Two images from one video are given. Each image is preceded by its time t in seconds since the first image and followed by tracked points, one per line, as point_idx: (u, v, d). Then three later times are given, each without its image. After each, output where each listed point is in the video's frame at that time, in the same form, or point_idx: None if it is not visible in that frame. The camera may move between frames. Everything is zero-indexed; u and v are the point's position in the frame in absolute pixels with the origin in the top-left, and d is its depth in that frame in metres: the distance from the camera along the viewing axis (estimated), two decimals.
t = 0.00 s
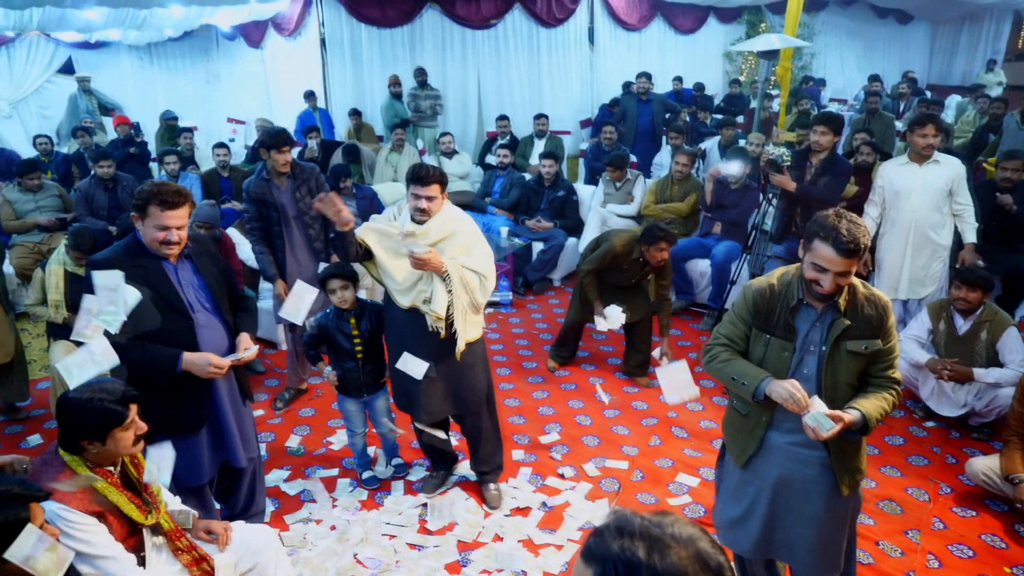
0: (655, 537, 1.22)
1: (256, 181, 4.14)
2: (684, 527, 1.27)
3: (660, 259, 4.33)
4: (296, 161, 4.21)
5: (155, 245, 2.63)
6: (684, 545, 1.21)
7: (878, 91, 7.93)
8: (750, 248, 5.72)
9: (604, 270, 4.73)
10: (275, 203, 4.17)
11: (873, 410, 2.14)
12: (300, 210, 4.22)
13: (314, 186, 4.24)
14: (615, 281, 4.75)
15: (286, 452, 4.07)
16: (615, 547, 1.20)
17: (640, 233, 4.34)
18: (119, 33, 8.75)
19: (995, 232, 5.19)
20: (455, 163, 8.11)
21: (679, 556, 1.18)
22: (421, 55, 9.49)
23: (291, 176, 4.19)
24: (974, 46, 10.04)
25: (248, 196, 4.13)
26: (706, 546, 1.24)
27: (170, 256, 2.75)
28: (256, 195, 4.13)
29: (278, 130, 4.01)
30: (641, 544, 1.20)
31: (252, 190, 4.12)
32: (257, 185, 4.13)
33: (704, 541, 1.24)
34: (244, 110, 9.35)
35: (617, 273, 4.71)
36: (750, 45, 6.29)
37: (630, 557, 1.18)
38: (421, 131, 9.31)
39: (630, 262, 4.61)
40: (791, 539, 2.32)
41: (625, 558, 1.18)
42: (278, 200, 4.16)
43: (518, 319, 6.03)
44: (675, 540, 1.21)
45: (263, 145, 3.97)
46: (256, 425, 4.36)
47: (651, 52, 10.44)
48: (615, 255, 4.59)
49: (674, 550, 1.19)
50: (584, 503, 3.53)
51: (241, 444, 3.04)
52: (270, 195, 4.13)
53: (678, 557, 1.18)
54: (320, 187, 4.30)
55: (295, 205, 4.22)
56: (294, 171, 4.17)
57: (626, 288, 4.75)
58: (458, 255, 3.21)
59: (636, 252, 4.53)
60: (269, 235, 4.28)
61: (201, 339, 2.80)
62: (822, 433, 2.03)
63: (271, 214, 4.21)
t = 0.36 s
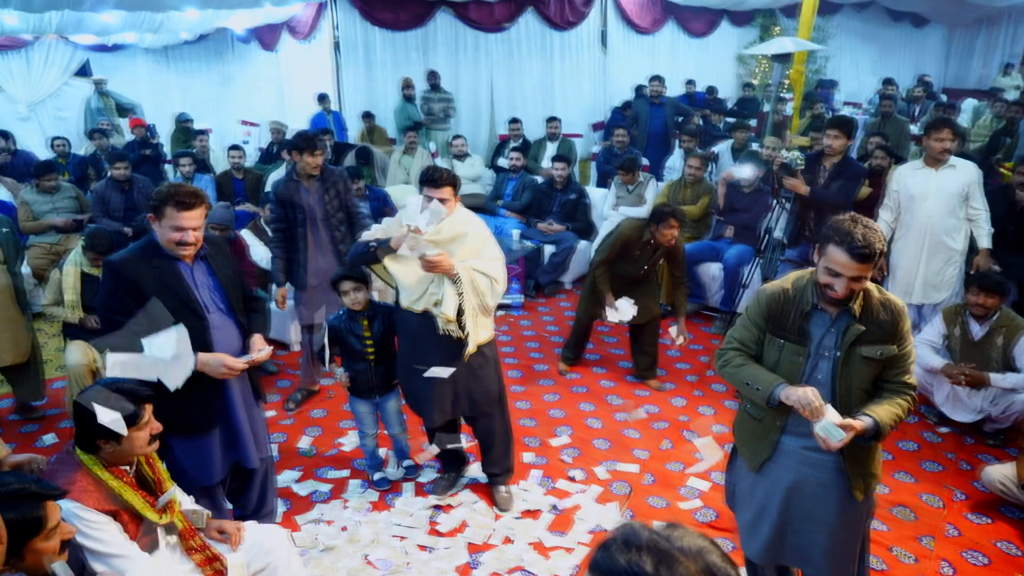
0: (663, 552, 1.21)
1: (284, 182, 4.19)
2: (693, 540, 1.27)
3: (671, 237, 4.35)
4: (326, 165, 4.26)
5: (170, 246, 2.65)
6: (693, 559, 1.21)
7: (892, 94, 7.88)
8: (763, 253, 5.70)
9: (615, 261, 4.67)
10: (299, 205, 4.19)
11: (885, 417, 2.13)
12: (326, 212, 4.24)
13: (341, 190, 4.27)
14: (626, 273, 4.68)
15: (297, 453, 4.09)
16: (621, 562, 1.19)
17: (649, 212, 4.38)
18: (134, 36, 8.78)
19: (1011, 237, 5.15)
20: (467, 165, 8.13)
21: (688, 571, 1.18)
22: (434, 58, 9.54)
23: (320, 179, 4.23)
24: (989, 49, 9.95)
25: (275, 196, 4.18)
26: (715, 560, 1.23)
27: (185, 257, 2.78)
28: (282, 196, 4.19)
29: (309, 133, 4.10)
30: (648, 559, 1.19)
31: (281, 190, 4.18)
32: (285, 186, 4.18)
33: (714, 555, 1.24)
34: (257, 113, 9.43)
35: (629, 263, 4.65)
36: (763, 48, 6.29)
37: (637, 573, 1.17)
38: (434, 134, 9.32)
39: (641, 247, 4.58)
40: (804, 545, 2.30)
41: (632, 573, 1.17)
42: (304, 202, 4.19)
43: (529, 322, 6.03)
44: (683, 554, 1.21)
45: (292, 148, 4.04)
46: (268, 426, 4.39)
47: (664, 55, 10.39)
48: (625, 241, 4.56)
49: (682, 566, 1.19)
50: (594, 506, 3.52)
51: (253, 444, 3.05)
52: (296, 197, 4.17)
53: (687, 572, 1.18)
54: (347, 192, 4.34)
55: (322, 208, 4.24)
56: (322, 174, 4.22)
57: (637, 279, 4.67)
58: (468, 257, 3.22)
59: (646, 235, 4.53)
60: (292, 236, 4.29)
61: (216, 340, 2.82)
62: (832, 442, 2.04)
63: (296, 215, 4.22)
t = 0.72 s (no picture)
0: (672, 562, 1.20)
1: (312, 183, 4.37)
2: (704, 549, 1.26)
3: (676, 219, 4.46)
4: (353, 168, 4.43)
5: (184, 246, 2.67)
6: (703, 569, 1.20)
7: (905, 96, 7.83)
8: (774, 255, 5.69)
9: (624, 252, 4.74)
10: (325, 206, 4.37)
11: (898, 422, 2.12)
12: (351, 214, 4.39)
13: (367, 192, 4.42)
14: (635, 264, 4.71)
15: (308, 453, 4.11)
16: (630, 571, 1.18)
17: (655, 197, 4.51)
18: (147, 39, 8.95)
19: None
20: (477, 167, 8.15)
21: None
22: (444, 60, 9.57)
23: (347, 181, 4.40)
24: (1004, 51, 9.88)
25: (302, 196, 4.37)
26: (725, 569, 1.23)
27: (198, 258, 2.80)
28: (311, 197, 4.37)
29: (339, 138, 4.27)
30: (657, 567, 1.19)
31: (308, 191, 4.35)
32: (313, 187, 4.36)
33: (725, 565, 1.23)
34: (268, 114, 9.54)
35: (638, 253, 4.69)
36: (774, 50, 6.28)
37: None
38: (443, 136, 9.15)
39: (649, 235, 4.64)
40: (817, 549, 2.28)
41: None
42: (331, 203, 4.36)
43: (539, 323, 6.04)
44: (694, 563, 1.20)
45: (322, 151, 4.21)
46: (279, 426, 4.41)
47: (674, 57, 10.43)
48: (633, 229, 4.64)
49: None
50: (603, 509, 3.52)
51: (264, 444, 3.06)
52: (323, 198, 4.34)
53: None
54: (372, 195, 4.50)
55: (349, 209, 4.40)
56: (349, 177, 4.38)
57: (646, 270, 4.69)
58: (479, 259, 3.21)
59: (653, 222, 4.61)
60: (315, 236, 4.49)
61: (228, 340, 2.84)
62: (839, 451, 2.04)
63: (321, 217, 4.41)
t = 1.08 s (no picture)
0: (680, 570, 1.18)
1: (343, 182, 4.43)
2: (716, 556, 1.23)
3: (679, 204, 4.43)
4: (384, 169, 4.45)
5: (198, 246, 2.68)
6: None
7: (918, 98, 7.79)
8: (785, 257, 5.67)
9: (632, 245, 4.75)
10: (355, 206, 4.45)
11: (912, 428, 2.11)
12: (380, 215, 4.46)
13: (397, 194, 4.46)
14: (643, 256, 4.70)
15: (318, 452, 4.13)
16: None
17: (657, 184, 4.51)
18: (161, 41, 9.12)
19: None
20: (487, 168, 8.16)
21: None
22: (455, 61, 9.60)
23: (378, 182, 4.44)
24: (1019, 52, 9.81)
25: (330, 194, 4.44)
26: None
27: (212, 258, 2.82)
28: (339, 196, 4.44)
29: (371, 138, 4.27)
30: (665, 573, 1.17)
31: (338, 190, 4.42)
32: (343, 187, 4.42)
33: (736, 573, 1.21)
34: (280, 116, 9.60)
35: (646, 244, 4.68)
36: (786, 51, 6.27)
37: None
38: (453, 136, 9.47)
39: (654, 224, 4.64)
40: (829, 553, 2.27)
41: None
42: (361, 204, 4.44)
43: (548, 325, 6.05)
44: (704, 570, 1.18)
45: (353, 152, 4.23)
46: (289, 425, 4.43)
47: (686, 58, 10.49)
48: (637, 219, 4.67)
49: None
50: (613, 510, 3.51)
51: (275, 442, 3.08)
52: (353, 198, 4.42)
53: None
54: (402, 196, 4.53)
55: (378, 210, 4.47)
56: (380, 179, 4.42)
57: (655, 262, 4.66)
58: (489, 259, 3.23)
59: (658, 210, 4.62)
60: (341, 233, 4.58)
61: (240, 340, 2.86)
62: (845, 458, 2.03)
63: (349, 216, 4.49)
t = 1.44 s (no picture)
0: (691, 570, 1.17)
1: (375, 181, 4.48)
2: (725, 561, 1.23)
3: (679, 194, 4.39)
4: (413, 169, 4.57)
5: (212, 245, 2.70)
6: None
7: (932, 99, 7.73)
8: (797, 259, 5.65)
9: (638, 239, 4.76)
10: (385, 204, 4.48)
11: (925, 432, 2.09)
12: (409, 213, 4.51)
13: (425, 194, 4.56)
14: (648, 249, 4.70)
15: (328, 451, 4.15)
16: None
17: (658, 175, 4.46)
18: (175, 41, 9.22)
19: None
20: (497, 168, 8.16)
21: None
22: (466, 63, 9.54)
23: (407, 183, 4.54)
24: None
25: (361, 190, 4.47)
26: None
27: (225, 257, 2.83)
28: (369, 193, 4.47)
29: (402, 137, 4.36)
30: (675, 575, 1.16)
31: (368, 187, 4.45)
32: (374, 185, 4.47)
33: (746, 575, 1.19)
34: (292, 116, 9.68)
35: (650, 237, 4.67)
36: (799, 52, 6.25)
37: None
38: (465, 137, 9.27)
39: (656, 215, 4.63)
40: (842, 556, 2.25)
41: None
42: (391, 202, 4.48)
43: (558, 325, 6.05)
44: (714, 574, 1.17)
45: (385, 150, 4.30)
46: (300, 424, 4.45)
47: (697, 59, 10.53)
48: (639, 212, 4.67)
49: None
50: (622, 511, 3.50)
51: (287, 441, 3.09)
52: (384, 196, 4.46)
53: None
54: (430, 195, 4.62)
55: (408, 209, 4.53)
56: (410, 178, 4.51)
57: (660, 255, 4.65)
58: (499, 259, 3.22)
59: (659, 201, 4.60)
60: (369, 231, 4.60)
61: (252, 338, 2.87)
62: (851, 459, 2.03)
63: (379, 214, 4.51)
